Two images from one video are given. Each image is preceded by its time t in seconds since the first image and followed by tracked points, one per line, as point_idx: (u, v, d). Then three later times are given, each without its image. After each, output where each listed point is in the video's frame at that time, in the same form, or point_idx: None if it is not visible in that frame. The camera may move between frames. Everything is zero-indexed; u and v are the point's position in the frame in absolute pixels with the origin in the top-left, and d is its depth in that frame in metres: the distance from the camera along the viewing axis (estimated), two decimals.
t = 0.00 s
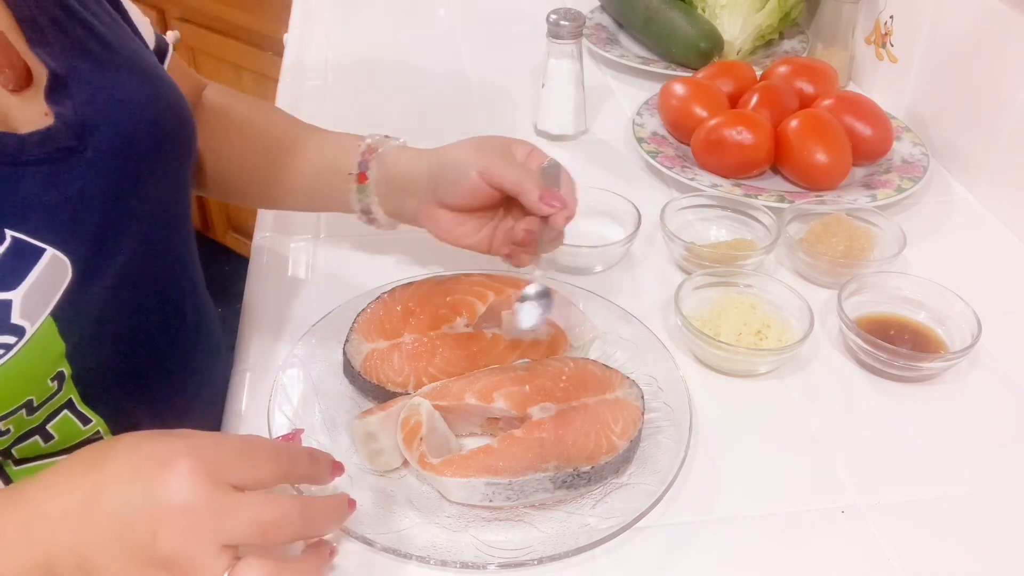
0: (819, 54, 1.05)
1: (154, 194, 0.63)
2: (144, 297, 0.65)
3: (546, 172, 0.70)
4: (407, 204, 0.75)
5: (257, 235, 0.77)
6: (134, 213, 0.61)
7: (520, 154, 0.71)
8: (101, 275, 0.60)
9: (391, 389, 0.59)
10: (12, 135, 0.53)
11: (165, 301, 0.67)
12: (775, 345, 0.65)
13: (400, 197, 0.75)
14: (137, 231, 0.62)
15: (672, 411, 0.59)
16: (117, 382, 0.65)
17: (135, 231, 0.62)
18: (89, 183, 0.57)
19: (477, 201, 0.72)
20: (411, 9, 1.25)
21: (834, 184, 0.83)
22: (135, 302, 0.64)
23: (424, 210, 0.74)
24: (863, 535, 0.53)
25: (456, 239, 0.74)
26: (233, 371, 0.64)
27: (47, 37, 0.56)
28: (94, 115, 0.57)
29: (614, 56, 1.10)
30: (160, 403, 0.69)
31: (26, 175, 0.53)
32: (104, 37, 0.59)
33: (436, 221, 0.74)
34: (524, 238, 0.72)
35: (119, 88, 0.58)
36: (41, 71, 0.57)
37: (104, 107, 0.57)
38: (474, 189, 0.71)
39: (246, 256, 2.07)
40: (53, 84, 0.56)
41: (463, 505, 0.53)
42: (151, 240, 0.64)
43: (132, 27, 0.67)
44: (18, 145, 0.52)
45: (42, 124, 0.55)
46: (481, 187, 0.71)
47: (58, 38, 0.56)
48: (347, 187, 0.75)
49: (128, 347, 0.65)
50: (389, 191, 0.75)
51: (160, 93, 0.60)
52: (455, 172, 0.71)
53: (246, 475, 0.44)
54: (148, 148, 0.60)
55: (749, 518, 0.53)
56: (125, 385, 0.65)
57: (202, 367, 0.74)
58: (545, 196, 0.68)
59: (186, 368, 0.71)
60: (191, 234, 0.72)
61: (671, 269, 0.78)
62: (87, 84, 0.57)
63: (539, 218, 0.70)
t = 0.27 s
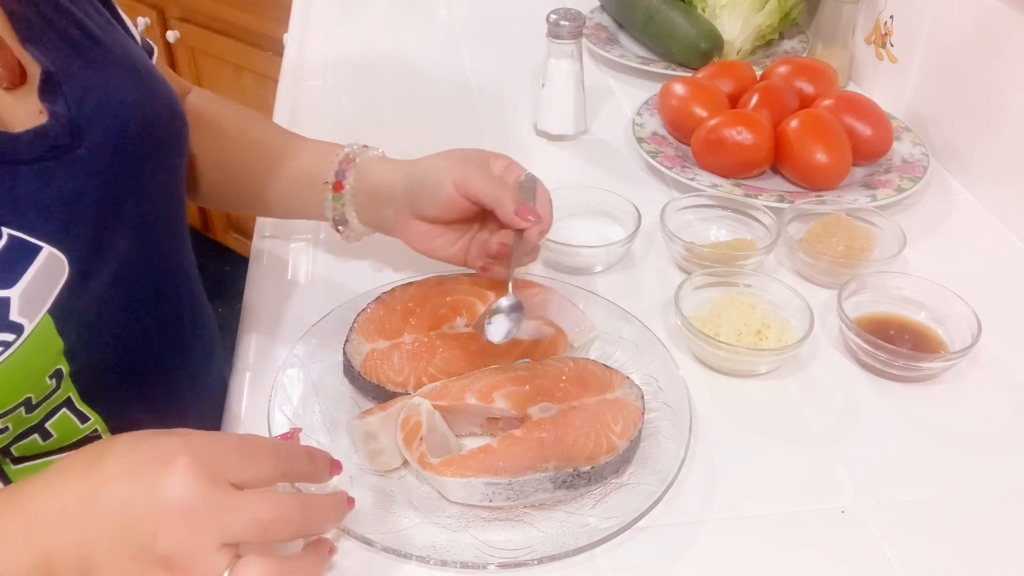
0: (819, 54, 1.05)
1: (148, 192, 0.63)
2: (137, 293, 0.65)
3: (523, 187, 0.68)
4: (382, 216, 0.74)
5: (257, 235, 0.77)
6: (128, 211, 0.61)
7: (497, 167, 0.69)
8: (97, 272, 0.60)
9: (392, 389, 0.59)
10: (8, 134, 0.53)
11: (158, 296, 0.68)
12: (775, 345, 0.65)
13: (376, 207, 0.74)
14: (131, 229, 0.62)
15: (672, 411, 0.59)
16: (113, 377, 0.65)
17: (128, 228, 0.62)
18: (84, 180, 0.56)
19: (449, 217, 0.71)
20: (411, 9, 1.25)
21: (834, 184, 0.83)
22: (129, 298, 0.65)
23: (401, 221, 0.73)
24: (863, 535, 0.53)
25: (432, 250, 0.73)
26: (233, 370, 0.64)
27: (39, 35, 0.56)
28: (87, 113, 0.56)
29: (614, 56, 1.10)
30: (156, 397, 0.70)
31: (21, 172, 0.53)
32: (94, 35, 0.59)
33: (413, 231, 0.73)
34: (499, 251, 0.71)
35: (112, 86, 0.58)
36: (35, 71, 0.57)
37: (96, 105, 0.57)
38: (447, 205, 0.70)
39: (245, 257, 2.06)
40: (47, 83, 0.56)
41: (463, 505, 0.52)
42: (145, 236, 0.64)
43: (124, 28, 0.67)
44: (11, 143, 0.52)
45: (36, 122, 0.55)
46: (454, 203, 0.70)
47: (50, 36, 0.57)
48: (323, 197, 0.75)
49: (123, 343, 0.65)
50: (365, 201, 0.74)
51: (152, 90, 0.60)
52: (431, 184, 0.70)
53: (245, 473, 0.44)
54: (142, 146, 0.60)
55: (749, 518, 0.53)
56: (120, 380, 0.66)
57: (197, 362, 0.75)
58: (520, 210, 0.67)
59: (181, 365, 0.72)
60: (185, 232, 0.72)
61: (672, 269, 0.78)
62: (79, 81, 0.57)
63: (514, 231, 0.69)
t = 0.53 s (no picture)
0: (819, 54, 1.05)
1: (149, 191, 0.63)
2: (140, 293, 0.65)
3: (501, 206, 0.67)
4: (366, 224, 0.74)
5: (257, 235, 0.77)
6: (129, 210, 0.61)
7: (480, 182, 0.69)
8: (101, 272, 0.60)
9: (392, 389, 0.59)
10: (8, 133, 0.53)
11: (160, 296, 0.68)
12: (775, 345, 0.65)
13: (361, 214, 0.74)
14: (132, 229, 0.62)
15: (672, 411, 0.59)
16: (114, 377, 0.65)
17: (130, 229, 0.62)
18: (86, 180, 0.57)
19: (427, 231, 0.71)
20: (411, 9, 1.25)
21: (834, 184, 0.83)
22: (130, 297, 0.65)
23: (383, 231, 0.73)
24: (863, 535, 0.53)
25: (411, 263, 0.72)
26: (233, 370, 0.64)
27: (39, 36, 0.56)
28: (87, 112, 0.57)
29: (614, 56, 1.10)
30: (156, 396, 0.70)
31: (22, 171, 0.53)
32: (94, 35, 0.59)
33: (394, 242, 0.72)
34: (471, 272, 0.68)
35: (113, 86, 0.58)
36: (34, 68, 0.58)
37: (97, 105, 0.57)
38: (426, 219, 0.70)
39: (246, 256, 2.07)
40: (47, 83, 0.56)
41: (462, 505, 0.53)
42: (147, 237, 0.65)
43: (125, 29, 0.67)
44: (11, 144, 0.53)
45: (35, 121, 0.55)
46: (433, 217, 0.69)
47: (50, 36, 0.57)
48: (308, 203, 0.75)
49: (126, 341, 0.65)
50: (351, 207, 0.74)
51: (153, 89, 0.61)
52: (411, 198, 0.70)
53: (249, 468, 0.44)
54: (141, 145, 0.60)
55: (749, 518, 0.53)
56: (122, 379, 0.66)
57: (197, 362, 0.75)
58: (494, 231, 0.66)
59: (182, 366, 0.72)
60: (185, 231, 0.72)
61: (671, 269, 0.78)
62: (79, 81, 0.57)
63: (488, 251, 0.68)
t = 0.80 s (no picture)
0: (819, 54, 1.05)
1: (153, 193, 0.63)
2: (144, 292, 0.65)
3: (523, 174, 0.68)
4: (385, 202, 0.75)
5: (258, 233, 0.78)
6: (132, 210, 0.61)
7: (497, 153, 0.69)
8: (104, 273, 0.60)
9: (392, 389, 0.59)
10: (11, 135, 0.53)
11: (165, 296, 0.68)
12: (775, 345, 0.65)
13: (378, 194, 0.75)
14: (137, 231, 0.63)
15: (672, 411, 0.59)
16: (117, 378, 0.65)
17: (135, 229, 0.62)
18: (89, 181, 0.57)
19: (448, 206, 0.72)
20: (411, 9, 1.25)
21: (834, 184, 0.83)
22: (135, 299, 0.64)
23: (402, 207, 0.74)
24: (863, 535, 0.53)
25: (433, 238, 0.74)
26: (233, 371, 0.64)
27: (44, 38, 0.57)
28: (90, 114, 0.57)
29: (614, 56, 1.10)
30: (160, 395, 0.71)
31: (25, 173, 0.54)
32: (98, 35, 0.59)
33: (413, 219, 0.74)
34: (499, 246, 0.71)
35: (117, 89, 0.59)
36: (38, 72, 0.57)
37: (101, 108, 0.58)
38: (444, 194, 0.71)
39: (245, 256, 2.07)
40: (51, 85, 0.56)
41: (462, 505, 0.53)
42: (153, 237, 0.65)
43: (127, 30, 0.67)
44: (15, 144, 0.53)
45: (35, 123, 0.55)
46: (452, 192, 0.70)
47: (54, 37, 0.57)
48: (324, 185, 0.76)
49: (130, 341, 0.65)
50: (366, 187, 0.75)
51: (156, 91, 0.61)
52: (428, 174, 0.71)
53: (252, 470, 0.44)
54: (143, 145, 0.60)
55: (749, 518, 0.53)
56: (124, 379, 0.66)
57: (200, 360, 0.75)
58: (516, 202, 0.67)
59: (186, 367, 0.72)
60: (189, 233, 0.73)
61: (671, 269, 0.78)
62: (84, 83, 0.57)
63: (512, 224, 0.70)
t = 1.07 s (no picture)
0: (819, 54, 1.05)
1: (156, 193, 0.63)
2: (147, 293, 0.65)
3: (523, 179, 0.68)
4: (389, 197, 0.76)
5: (257, 230, 0.78)
6: (136, 211, 0.61)
7: (502, 156, 0.69)
8: (105, 275, 0.60)
9: (392, 388, 0.59)
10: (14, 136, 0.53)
11: (168, 296, 0.68)
12: (775, 344, 0.65)
13: (383, 188, 0.76)
14: (140, 231, 0.63)
15: (672, 411, 0.59)
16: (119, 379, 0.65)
17: (138, 230, 0.62)
18: (92, 182, 0.57)
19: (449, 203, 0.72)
20: (411, 9, 1.25)
21: (834, 184, 0.83)
22: (138, 298, 0.64)
23: (406, 205, 0.75)
24: (863, 535, 0.53)
25: (435, 236, 0.74)
26: (234, 371, 0.64)
27: (48, 38, 0.56)
28: (94, 114, 0.57)
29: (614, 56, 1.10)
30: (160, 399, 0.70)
31: (29, 175, 0.53)
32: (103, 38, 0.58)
33: (415, 216, 0.74)
34: (495, 248, 0.71)
35: (121, 88, 0.58)
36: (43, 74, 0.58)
37: (105, 108, 0.57)
38: (448, 191, 0.71)
39: (245, 256, 2.07)
40: (55, 85, 0.56)
41: (462, 505, 0.53)
42: (156, 237, 0.65)
43: (132, 27, 0.67)
44: (21, 146, 0.52)
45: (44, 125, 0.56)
46: (455, 190, 0.71)
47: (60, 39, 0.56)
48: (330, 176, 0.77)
49: (133, 343, 0.65)
50: (371, 181, 0.76)
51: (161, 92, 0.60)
52: (431, 170, 0.72)
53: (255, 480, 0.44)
54: (151, 147, 0.60)
55: (749, 518, 0.53)
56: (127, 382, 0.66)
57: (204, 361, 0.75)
58: (516, 206, 0.66)
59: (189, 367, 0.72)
60: (193, 232, 0.74)
61: (671, 269, 0.78)
62: (87, 83, 0.57)
63: (512, 228, 0.69)
